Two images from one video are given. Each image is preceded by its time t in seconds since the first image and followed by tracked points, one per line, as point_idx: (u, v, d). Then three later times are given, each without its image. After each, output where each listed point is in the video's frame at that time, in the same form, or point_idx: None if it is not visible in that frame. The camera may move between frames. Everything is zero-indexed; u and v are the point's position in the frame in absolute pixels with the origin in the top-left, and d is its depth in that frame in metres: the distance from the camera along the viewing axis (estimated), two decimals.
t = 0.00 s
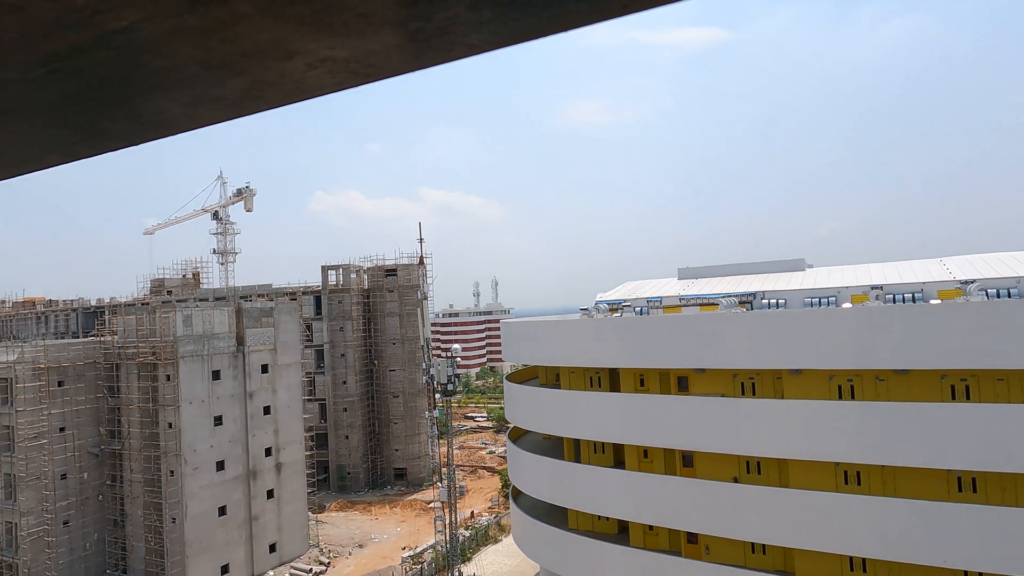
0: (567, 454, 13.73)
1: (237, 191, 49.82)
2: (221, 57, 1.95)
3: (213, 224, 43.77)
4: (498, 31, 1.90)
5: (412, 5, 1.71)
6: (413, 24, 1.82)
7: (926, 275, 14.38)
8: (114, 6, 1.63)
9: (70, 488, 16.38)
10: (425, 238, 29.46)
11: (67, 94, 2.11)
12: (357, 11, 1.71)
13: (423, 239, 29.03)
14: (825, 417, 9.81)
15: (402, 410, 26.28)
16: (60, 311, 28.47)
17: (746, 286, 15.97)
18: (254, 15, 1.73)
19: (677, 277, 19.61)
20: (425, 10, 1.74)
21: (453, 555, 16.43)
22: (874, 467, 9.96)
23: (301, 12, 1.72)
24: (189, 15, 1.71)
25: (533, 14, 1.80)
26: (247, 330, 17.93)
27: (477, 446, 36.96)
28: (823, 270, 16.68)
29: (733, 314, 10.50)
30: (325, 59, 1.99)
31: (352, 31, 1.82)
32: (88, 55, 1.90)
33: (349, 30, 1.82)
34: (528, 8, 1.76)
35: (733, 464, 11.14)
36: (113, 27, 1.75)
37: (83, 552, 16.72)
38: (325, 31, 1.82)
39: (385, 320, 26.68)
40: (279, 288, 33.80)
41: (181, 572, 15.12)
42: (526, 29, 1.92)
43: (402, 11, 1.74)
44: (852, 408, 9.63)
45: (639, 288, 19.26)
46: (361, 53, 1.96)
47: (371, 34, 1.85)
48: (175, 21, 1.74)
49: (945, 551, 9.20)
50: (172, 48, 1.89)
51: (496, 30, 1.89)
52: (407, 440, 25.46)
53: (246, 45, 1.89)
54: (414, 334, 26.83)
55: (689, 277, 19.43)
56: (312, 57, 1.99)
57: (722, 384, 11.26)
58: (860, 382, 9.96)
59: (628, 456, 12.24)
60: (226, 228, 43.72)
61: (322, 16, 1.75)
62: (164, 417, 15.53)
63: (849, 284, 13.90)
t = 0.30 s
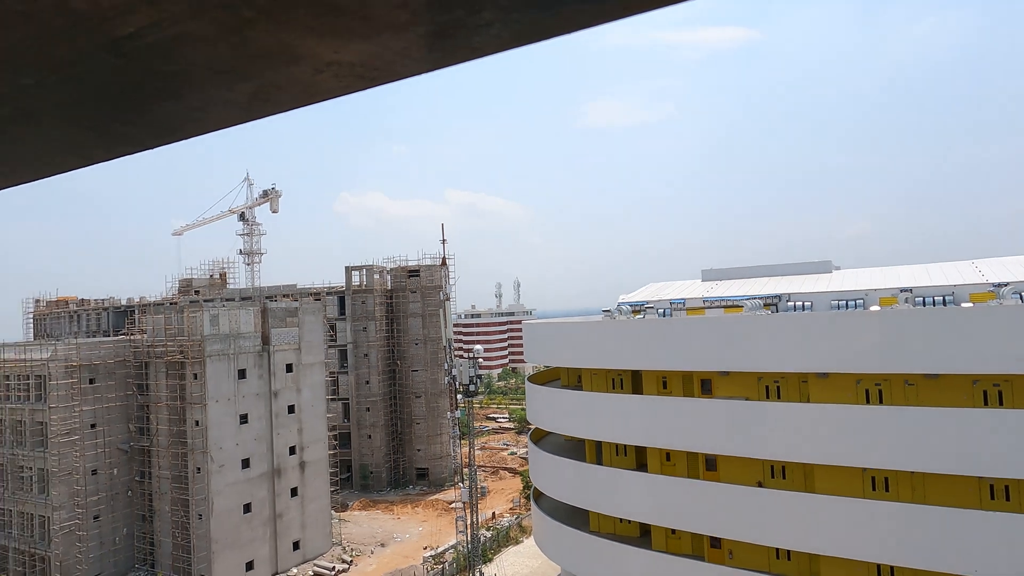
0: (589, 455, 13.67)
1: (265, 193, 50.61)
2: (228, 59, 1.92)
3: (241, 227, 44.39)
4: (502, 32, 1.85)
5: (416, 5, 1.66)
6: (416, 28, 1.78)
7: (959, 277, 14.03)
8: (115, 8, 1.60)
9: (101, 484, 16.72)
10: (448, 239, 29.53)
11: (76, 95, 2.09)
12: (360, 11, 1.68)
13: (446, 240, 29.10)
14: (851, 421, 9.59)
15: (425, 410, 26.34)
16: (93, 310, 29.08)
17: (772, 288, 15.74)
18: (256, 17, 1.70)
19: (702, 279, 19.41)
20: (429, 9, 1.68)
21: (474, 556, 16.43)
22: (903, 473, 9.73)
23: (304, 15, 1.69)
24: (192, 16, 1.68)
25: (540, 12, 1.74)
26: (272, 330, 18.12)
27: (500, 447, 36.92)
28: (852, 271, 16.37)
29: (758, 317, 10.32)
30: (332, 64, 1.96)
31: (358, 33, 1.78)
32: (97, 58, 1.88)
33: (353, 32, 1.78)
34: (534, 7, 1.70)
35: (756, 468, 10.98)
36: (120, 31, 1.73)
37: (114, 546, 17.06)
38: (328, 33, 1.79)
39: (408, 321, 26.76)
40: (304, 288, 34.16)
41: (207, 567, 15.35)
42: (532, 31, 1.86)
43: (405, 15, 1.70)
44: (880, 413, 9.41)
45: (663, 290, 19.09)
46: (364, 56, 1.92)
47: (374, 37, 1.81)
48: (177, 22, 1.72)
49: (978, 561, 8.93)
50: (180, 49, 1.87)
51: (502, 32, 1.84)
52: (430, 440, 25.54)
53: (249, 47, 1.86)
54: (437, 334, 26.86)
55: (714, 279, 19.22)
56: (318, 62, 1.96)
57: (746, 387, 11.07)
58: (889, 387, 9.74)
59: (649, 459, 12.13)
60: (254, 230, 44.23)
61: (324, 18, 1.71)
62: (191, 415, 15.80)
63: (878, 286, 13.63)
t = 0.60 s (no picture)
0: (615, 460, 13.54)
1: (297, 197, 51.27)
2: (244, 71, 1.71)
3: (272, 229, 45.14)
4: (542, 39, 1.63)
5: (446, 12, 1.46)
6: (442, 36, 1.55)
7: (998, 282, 13.60)
8: (114, 8, 1.39)
9: (135, 480, 17.04)
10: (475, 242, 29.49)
11: (81, 108, 1.89)
12: (381, 15, 1.46)
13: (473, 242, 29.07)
14: (886, 429, 9.31)
15: (451, 412, 26.35)
16: (130, 310, 29.76)
17: (803, 293, 15.45)
18: (273, 23, 1.48)
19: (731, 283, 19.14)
20: (457, 14, 1.47)
21: (499, 559, 16.35)
22: (940, 483, 9.43)
23: (316, 21, 1.47)
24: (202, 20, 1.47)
25: (585, 16, 1.51)
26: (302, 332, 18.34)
27: (526, 450, 36.83)
28: (888, 276, 15.93)
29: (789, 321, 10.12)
30: (357, 75, 1.73)
31: (378, 42, 1.57)
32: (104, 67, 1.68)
33: (374, 40, 1.56)
34: (580, 9, 1.47)
35: (786, 476, 10.76)
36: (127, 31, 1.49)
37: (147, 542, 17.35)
38: (350, 41, 1.57)
39: (435, 324, 26.81)
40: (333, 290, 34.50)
41: (237, 564, 15.56)
42: (575, 38, 1.63)
43: (432, 19, 1.48)
44: (916, 420, 9.11)
45: (691, 294, 18.86)
46: (387, 67, 1.70)
47: (398, 45, 1.59)
48: (191, 28, 1.52)
49: None
50: (192, 59, 1.66)
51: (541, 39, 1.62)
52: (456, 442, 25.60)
53: (267, 57, 1.64)
54: (464, 337, 26.85)
55: (743, 283, 18.93)
56: (342, 71, 1.74)
57: (776, 394, 10.86)
58: (925, 395, 9.47)
59: (677, 464, 11.98)
60: (285, 233, 44.87)
61: (339, 25, 1.50)
62: (223, 414, 16.07)
63: (914, 291, 13.27)
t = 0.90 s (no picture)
0: (639, 465, 13.42)
1: (323, 199, 51.96)
2: (262, 90, 1.44)
3: (298, 231, 45.69)
4: (604, 43, 1.38)
5: (487, 22, 1.21)
6: (485, 43, 1.29)
7: None
8: (110, 14, 1.12)
9: (164, 477, 17.33)
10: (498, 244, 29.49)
11: (79, 134, 1.62)
12: (418, 17, 1.19)
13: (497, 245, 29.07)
14: (918, 438, 9.08)
15: (474, 414, 26.37)
16: (160, 309, 30.29)
17: (831, 297, 15.18)
18: (300, 26, 1.19)
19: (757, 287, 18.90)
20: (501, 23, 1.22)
21: (522, 562, 16.31)
22: (975, 494, 9.18)
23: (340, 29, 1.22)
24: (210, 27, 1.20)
25: (659, 14, 1.25)
26: (327, 332, 18.50)
27: (548, 453, 36.77)
28: (921, 280, 15.54)
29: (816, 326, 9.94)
30: (395, 84, 1.46)
31: (411, 50, 1.31)
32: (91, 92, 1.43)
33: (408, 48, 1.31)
34: (654, 7, 1.21)
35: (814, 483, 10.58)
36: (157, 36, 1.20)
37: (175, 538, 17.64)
38: (385, 50, 1.30)
39: (459, 325, 26.85)
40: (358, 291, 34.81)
41: (262, 562, 15.76)
42: (644, 39, 1.38)
43: (476, 25, 1.22)
44: (950, 429, 8.88)
45: (716, 298, 18.61)
46: (420, 76, 1.45)
47: (436, 51, 1.34)
48: (208, 38, 1.24)
49: None
50: (211, 72, 1.37)
51: (604, 42, 1.37)
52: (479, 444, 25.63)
53: (296, 68, 1.36)
54: (487, 339, 26.79)
55: (769, 287, 18.68)
56: (380, 81, 1.47)
57: (804, 400, 10.69)
58: (958, 402, 9.28)
59: (701, 469, 11.84)
60: (311, 234, 45.42)
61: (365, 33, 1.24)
62: (248, 413, 16.23)
63: (947, 296, 12.95)
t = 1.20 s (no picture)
0: (662, 470, 13.31)
1: (346, 200, 52.44)
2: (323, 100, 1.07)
3: (324, 232, 46.32)
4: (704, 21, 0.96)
5: None
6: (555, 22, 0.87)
7: None
8: None
9: (192, 474, 17.67)
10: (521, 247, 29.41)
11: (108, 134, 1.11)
12: None
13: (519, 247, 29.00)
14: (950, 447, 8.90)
15: (496, 416, 26.35)
16: (189, 309, 30.92)
17: (859, 301, 14.90)
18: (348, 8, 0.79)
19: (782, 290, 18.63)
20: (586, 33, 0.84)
21: (543, 565, 16.27)
22: (1008, 504, 8.99)
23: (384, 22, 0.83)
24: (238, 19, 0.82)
25: None
26: (351, 333, 18.65)
27: (570, 455, 36.70)
28: (954, 284, 15.17)
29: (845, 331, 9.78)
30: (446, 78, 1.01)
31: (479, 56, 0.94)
32: (113, 111, 1.04)
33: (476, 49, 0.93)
34: None
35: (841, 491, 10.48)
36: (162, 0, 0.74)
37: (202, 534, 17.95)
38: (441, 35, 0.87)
39: (482, 326, 26.85)
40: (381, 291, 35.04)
41: (286, 559, 15.97)
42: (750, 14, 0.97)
43: None
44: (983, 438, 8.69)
45: (741, 301, 18.38)
46: (481, 85, 1.07)
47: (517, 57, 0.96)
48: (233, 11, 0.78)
49: None
50: (259, 60, 0.92)
51: (729, 29, 0.98)
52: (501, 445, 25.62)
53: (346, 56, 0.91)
54: (510, 341, 26.72)
55: (795, 290, 18.40)
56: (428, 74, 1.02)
57: (831, 406, 10.57)
58: (991, 409, 9.08)
59: (725, 474, 11.75)
60: (336, 235, 45.86)
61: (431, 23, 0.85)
62: (275, 412, 16.58)
63: (982, 301, 12.61)
